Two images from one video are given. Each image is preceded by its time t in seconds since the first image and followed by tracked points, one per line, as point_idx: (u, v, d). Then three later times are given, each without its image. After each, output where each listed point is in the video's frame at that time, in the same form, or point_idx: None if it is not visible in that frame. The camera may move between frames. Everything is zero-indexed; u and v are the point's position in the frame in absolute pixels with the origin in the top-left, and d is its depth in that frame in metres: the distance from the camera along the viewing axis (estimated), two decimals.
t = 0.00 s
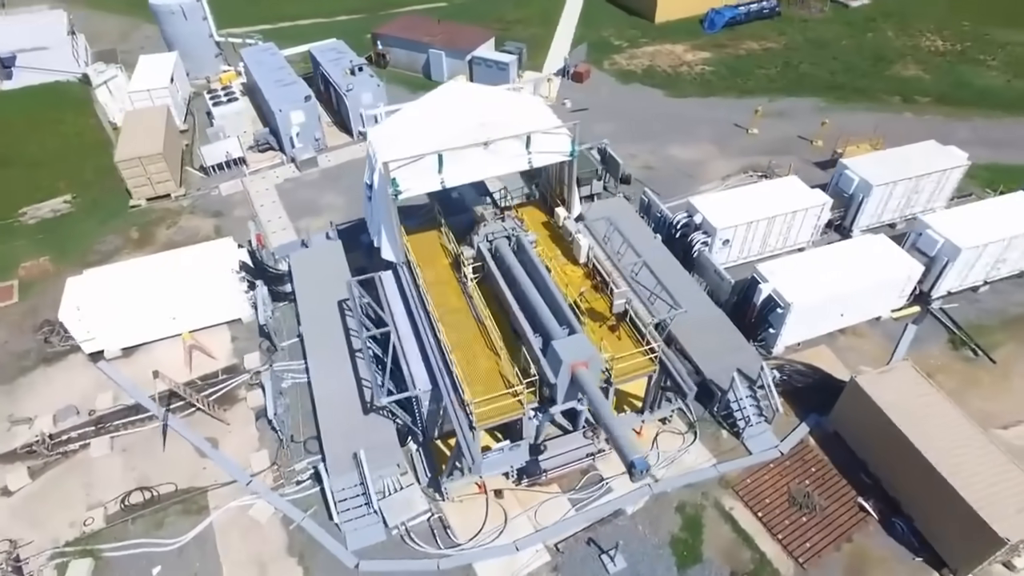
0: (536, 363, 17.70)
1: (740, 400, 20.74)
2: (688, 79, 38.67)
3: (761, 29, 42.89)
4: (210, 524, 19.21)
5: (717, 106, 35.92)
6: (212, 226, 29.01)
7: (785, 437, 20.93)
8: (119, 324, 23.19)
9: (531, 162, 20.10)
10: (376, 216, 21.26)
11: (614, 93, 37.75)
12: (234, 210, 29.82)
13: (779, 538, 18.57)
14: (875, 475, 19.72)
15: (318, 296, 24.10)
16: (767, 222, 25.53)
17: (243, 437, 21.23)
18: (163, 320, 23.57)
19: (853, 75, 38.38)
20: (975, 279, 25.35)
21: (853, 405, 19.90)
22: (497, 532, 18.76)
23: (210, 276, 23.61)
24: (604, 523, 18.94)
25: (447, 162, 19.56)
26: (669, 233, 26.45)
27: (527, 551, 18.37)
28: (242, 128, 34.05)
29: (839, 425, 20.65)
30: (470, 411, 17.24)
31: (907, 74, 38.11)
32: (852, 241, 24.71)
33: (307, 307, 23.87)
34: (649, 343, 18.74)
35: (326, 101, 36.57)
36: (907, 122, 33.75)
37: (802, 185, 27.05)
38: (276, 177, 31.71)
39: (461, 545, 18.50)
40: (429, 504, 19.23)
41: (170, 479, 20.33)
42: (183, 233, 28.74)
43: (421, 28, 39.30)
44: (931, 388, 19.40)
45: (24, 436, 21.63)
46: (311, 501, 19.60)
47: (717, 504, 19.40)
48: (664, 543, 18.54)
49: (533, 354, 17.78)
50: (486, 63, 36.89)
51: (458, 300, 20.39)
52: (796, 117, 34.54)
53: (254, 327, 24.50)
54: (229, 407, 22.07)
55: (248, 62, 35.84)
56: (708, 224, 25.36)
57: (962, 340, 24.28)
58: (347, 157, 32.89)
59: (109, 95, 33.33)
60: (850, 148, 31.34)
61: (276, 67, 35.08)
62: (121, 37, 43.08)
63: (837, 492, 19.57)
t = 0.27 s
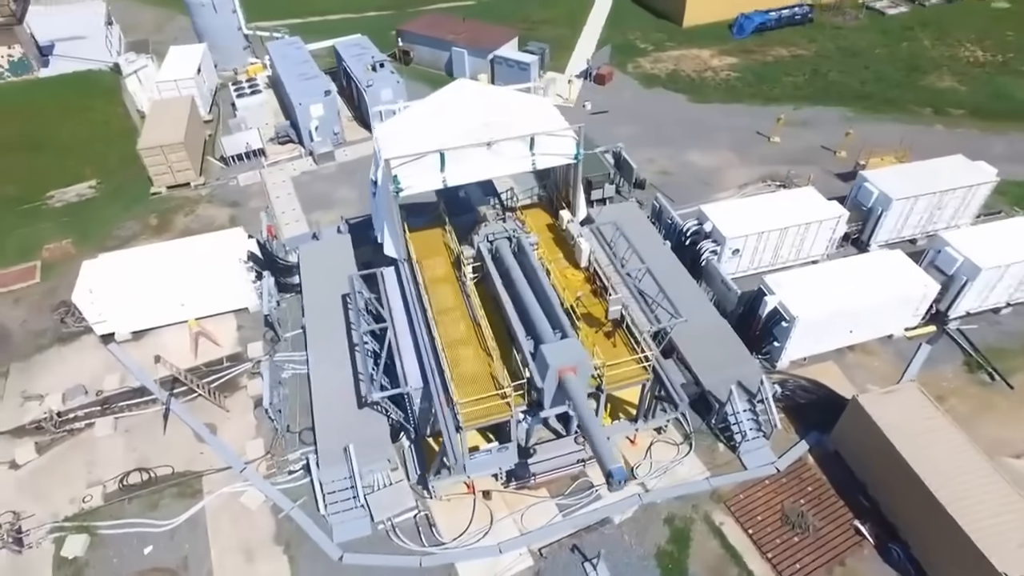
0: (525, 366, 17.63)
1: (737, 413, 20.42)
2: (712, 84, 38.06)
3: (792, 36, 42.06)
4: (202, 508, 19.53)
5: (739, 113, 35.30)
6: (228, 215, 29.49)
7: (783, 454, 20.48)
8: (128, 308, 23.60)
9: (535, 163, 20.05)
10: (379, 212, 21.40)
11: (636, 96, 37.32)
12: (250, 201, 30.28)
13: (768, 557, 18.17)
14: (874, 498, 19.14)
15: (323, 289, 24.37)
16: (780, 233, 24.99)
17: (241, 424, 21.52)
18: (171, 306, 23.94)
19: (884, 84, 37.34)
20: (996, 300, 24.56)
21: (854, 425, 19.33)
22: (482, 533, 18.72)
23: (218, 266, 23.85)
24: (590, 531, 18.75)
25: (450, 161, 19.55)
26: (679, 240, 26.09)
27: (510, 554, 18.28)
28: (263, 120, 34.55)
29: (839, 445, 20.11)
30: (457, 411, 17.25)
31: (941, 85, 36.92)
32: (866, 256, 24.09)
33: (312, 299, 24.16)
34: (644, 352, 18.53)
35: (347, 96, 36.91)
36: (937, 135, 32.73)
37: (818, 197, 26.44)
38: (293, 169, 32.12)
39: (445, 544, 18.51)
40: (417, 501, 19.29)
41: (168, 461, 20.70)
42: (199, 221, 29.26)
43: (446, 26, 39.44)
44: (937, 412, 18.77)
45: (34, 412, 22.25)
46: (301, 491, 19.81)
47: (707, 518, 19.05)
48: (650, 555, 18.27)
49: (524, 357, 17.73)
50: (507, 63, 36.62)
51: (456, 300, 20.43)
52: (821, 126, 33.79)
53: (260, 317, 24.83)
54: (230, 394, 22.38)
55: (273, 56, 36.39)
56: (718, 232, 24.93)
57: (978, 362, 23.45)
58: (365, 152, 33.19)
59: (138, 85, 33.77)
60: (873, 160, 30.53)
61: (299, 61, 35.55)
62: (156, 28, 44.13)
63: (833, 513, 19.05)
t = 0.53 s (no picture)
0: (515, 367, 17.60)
1: (732, 426, 20.07)
2: (735, 90, 37.42)
3: (822, 43, 41.19)
4: (196, 492, 19.87)
5: (761, 121, 34.66)
6: (244, 205, 29.96)
7: (778, 470, 20.05)
8: (140, 293, 24.13)
9: (537, 165, 20.00)
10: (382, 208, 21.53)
11: (657, 100, 36.85)
12: (266, 192, 30.71)
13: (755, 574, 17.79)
14: (870, 521, 18.60)
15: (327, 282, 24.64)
16: (790, 244, 24.45)
17: (240, 412, 21.83)
18: (181, 293, 24.42)
19: (915, 95, 36.27)
20: (1017, 322, 23.65)
21: (853, 444, 18.84)
22: (466, 533, 18.71)
23: (226, 255, 24.22)
24: (575, 537, 18.61)
25: (452, 160, 19.55)
26: (687, 247, 25.70)
27: (492, 555, 18.24)
28: (284, 113, 34.99)
29: (837, 463, 19.62)
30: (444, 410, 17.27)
31: (976, 97, 35.71)
32: (878, 272, 23.47)
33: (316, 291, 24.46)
34: (636, 359, 18.32)
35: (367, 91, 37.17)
36: (967, 149, 31.68)
37: (834, 209, 25.78)
38: (310, 162, 32.51)
39: (429, 541, 18.55)
40: (404, 497, 19.36)
41: (166, 445, 21.11)
42: (215, 210, 29.79)
43: (470, 24, 39.48)
44: (940, 435, 18.17)
45: (44, 390, 22.85)
46: (291, 481, 20.02)
47: (695, 531, 18.74)
48: (633, 565, 18.04)
49: (513, 359, 17.71)
50: (528, 63, 36.53)
51: (453, 299, 20.48)
52: (845, 136, 33.01)
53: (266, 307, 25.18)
54: (232, 381, 22.73)
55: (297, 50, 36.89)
56: (726, 241, 24.48)
57: (993, 386, 22.64)
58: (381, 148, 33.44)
59: (165, 76, 34.90)
60: (896, 172, 29.68)
61: (322, 56, 35.94)
62: (189, 20, 45.09)
63: (826, 533, 18.57)
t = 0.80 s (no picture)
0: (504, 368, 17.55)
1: (726, 439, 19.68)
2: (758, 96, 36.76)
3: (852, 51, 40.27)
4: (190, 476, 20.20)
5: (782, 128, 34.02)
6: (259, 196, 30.38)
7: (772, 486, 19.63)
8: (150, 279, 24.67)
9: (538, 166, 19.88)
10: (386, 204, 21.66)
11: (678, 104, 36.38)
12: (281, 183, 31.11)
13: None
14: (863, 543, 18.09)
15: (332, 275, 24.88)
16: (800, 255, 23.93)
17: (239, 400, 22.07)
18: (190, 281, 24.92)
19: (947, 106, 35.20)
20: None
21: (849, 463, 18.35)
22: (450, 531, 18.72)
23: (234, 245, 24.57)
24: (559, 542, 18.48)
25: (453, 159, 19.58)
26: (694, 254, 25.30)
27: (475, 555, 18.22)
28: (304, 106, 35.38)
29: (833, 482, 19.13)
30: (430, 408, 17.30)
31: (1011, 110, 34.51)
32: (889, 287, 22.85)
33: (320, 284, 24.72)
34: (628, 366, 18.14)
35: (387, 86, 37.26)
36: (997, 163, 30.66)
37: (848, 220, 25.15)
38: (326, 156, 32.83)
39: (413, 538, 18.61)
40: (392, 493, 19.44)
41: (166, 428, 21.50)
42: (230, 199, 30.27)
43: (493, 23, 39.44)
44: (941, 459, 17.60)
45: (55, 368, 23.43)
46: (283, 470, 20.25)
47: (682, 543, 18.45)
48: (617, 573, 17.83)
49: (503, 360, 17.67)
50: (548, 64, 36.28)
51: (451, 297, 20.52)
52: (867, 147, 32.30)
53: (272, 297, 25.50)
54: (233, 369, 23.04)
55: (321, 44, 37.34)
56: (734, 250, 24.05)
57: (1006, 411, 21.85)
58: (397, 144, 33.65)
59: (191, 67, 35.39)
60: (919, 186, 28.88)
61: (343, 51, 36.34)
62: (220, 12, 45.95)
63: (817, 553, 18.11)
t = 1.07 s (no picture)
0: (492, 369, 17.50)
1: (718, 451, 19.31)
2: (780, 104, 36.10)
3: (881, 60, 39.31)
4: (185, 460, 20.52)
5: (802, 137, 33.40)
6: (273, 188, 30.80)
7: (763, 501, 19.24)
8: (160, 266, 25.12)
9: (539, 167, 19.79)
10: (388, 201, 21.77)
11: (697, 109, 35.88)
12: (295, 176, 31.48)
13: None
14: (853, 565, 17.61)
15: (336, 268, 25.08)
16: (808, 267, 23.46)
17: (238, 388, 22.38)
18: (198, 269, 25.35)
19: (977, 118, 34.11)
20: None
21: (842, 482, 17.89)
22: (434, 529, 18.75)
23: (241, 236, 24.86)
24: (542, 546, 18.37)
25: (454, 158, 19.58)
26: (701, 262, 24.93)
27: (456, 554, 18.22)
28: (323, 101, 35.74)
29: (827, 501, 18.68)
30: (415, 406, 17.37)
31: None
32: (898, 303, 22.23)
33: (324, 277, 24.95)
34: (618, 372, 17.95)
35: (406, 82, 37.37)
36: None
37: (861, 233, 24.55)
38: (341, 150, 33.13)
39: (397, 533, 18.68)
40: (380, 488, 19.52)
41: (166, 412, 21.87)
42: (246, 190, 30.74)
43: (515, 22, 39.35)
44: (938, 484, 17.11)
45: (65, 349, 23.97)
46: (275, 459, 20.48)
47: (667, 554, 18.20)
48: None
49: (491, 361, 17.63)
50: (567, 65, 36.02)
51: (447, 296, 20.58)
52: (889, 159, 31.55)
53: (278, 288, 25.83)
54: (234, 357, 23.36)
55: (343, 40, 37.71)
56: (740, 259, 23.64)
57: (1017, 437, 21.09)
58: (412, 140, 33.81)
59: (216, 59, 35.88)
60: (939, 200, 28.09)
61: (364, 48, 36.66)
62: (249, 6, 46.70)
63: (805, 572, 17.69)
